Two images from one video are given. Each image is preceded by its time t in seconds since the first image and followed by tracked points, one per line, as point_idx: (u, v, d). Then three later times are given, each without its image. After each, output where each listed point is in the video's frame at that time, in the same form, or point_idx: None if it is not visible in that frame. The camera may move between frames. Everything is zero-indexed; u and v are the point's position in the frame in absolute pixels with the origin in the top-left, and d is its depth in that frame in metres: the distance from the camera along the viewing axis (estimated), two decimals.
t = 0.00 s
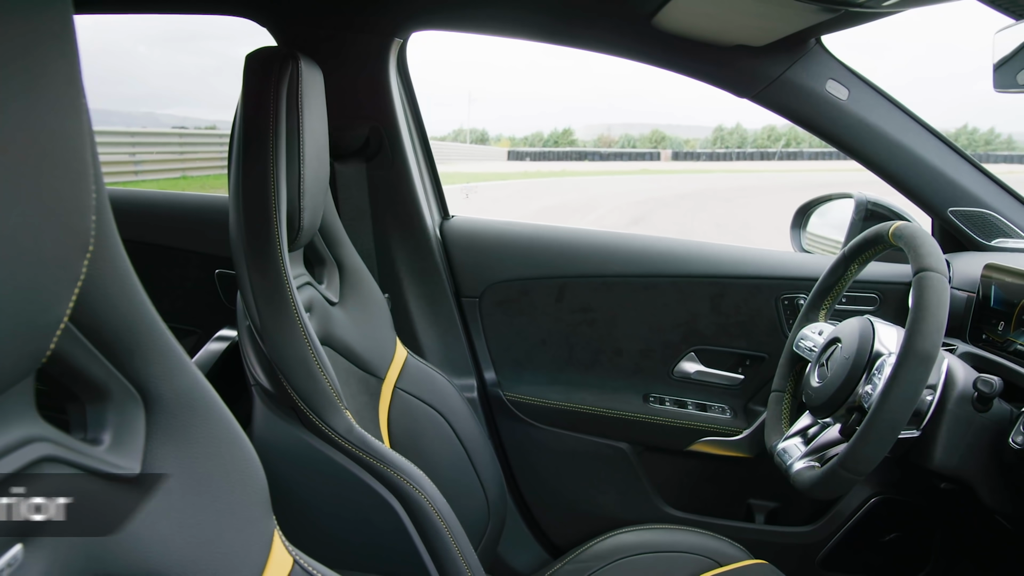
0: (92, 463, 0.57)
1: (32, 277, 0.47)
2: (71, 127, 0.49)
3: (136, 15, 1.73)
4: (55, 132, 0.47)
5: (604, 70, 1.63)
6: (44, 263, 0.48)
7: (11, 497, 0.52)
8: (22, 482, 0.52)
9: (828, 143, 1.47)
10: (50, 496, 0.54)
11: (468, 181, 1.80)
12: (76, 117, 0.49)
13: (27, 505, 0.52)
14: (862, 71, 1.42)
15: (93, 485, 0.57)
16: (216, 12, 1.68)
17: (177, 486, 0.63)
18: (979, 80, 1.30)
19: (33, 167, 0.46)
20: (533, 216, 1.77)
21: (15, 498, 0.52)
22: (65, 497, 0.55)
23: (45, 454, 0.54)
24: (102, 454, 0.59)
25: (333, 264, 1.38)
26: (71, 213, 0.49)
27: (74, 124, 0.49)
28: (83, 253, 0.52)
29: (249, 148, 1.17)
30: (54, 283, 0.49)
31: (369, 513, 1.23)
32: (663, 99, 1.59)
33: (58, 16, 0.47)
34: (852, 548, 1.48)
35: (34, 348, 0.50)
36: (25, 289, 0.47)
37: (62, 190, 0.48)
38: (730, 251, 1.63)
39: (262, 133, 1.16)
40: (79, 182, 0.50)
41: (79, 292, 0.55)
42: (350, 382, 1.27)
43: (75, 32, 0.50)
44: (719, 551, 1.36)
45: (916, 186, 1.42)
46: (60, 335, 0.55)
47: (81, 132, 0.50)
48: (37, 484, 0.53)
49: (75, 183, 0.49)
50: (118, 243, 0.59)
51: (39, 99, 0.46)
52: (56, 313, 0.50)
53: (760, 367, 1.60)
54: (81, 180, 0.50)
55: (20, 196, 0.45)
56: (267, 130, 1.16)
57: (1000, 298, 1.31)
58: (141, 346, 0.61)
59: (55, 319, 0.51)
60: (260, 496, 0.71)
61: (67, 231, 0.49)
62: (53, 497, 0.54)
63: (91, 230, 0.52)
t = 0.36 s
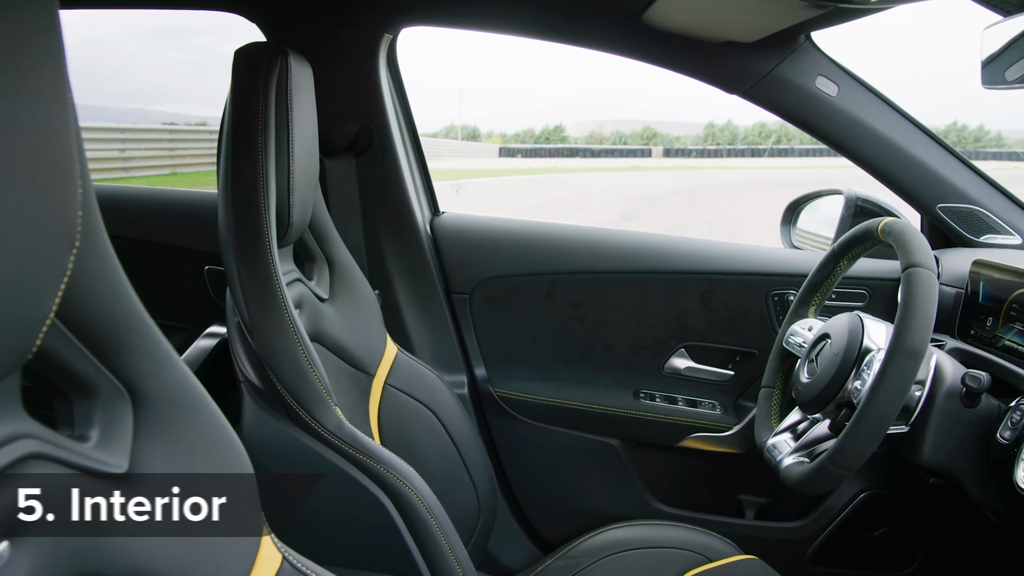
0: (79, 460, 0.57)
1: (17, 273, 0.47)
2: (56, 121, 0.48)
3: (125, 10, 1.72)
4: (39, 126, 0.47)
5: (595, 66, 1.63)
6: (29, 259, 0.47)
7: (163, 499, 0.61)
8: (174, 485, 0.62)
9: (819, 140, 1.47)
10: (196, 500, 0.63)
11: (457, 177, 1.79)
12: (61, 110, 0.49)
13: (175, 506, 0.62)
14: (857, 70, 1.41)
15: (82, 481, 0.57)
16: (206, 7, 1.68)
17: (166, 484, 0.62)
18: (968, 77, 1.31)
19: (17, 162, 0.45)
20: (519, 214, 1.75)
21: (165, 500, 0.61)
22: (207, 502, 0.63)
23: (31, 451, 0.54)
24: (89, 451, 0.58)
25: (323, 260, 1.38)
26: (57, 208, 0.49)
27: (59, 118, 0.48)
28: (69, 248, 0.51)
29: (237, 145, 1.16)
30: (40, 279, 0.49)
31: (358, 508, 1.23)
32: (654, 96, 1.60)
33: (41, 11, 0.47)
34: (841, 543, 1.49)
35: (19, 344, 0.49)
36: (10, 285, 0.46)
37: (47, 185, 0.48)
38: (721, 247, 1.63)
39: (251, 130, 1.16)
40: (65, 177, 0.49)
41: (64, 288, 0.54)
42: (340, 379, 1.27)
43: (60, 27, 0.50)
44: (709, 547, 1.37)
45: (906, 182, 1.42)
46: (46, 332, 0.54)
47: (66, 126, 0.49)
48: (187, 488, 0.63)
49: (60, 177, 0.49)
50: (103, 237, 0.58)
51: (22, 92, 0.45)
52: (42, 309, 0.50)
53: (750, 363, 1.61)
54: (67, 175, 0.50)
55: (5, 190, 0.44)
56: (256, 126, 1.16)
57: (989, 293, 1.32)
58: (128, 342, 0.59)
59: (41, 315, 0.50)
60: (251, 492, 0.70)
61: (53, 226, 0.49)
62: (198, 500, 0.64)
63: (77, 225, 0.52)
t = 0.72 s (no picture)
0: (67, 457, 0.56)
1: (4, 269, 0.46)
2: (43, 116, 0.48)
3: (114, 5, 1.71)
4: (26, 122, 0.46)
5: (588, 64, 1.60)
6: (15, 255, 0.47)
7: (172, 499, 0.63)
8: (182, 485, 0.63)
9: (809, 138, 1.47)
10: (204, 500, 0.65)
11: (448, 174, 1.80)
12: (48, 106, 0.48)
13: (185, 506, 0.63)
14: (847, 69, 1.41)
15: (69, 479, 0.56)
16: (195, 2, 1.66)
17: (154, 483, 0.61)
18: (958, 75, 1.32)
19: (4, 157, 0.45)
20: (517, 209, 1.77)
21: (175, 499, 0.63)
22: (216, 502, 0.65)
23: (18, 448, 0.53)
24: (76, 449, 0.57)
25: (313, 257, 1.37)
26: (43, 204, 0.48)
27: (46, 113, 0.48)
28: (56, 245, 0.51)
29: (227, 141, 1.16)
30: (26, 275, 0.48)
31: (349, 505, 1.23)
32: (646, 94, 1.60)
33: (27, 7, 0.47)
34: (831, 539, 1.49)
35: (4, 340, 0.49)
36: None
37: (34, 181, 0.47)
38: (712, 244, 1.64)
39: (240, 126, 1.15)
40: (52, 172, 0.49)
41: (51, 284, 0.53)
42: (330, 376, 1.26)
43: (46, 22, 0.49)
44: (700, 544, 1.37)
45: (896, 179, 1.43)
46: (33, 328, 0.53)
47: (53, 121, 0.49)
48: (195, 488, 0.64)
49: (47, 173, 0.49)
50: (91, 233, 0.58)
51: (8, 87, 0.45)
52: (28, 305, 0.49)
53: (741, 359, 1.61)
54: (54, 170, 0.49)
55: None
56: (246, 123, 1.15)
57: (977, 289, 1.33)
58: (116, 338, 0.59)
59: (28, 312, 0.50)
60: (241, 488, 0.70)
61: (39, 222, 0.48)
62: (207, 500, 0.65)
63: (64, 222, 0.51)
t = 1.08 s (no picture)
0: (53, 454, 0.55)
1: None
2: (25, 109, 0.47)
3: None
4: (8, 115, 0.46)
5: (577, 59, 1.60)
6: None
7: (172, 500, 0.63)
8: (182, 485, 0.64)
9: (799, 134, 1.48)
10: (203, 500, 0.66)
11: (437, 170, 1.80)
12: (31, 100, 0.48)
13: (185, 506, 0.64)
14: (833, 63, 1.42)
15: (64, 479, 0.56)
16: None
17: (142, 481, 0.61)
18: (945, 73, 1.32)
19: None
20: (507, 204, 1.77)
21: (175, 500, 0.63)
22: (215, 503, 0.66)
23: (7, 446, 0.52)
24: (62, 445, 0.56)
25: (301, 253, 1.37)
26: (24, 198, 0.48)
27: (28, 107, 0.47)
28: (38, 240, 0.50)
29: (213, 136, 1.15)
30: (8, 271, 0.47)
31: (338, 501, 1.23)
32: (635, 91, 1.60)
33: None
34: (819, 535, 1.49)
35: None
36: None
37: (15, 174, 0.47)
38: (701, 240, 1.64)
39: (227, 121, 1.15)
40: (34, 167, 0.48)
41: (35, 279, 0.52)
42: (319, 372, 1.26)
43: (29, 16, 0.49)
44: (689, 539, 1.38)
45: (883, 176, 1.44)
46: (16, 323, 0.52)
47: (35, 115, 0.48)
48: (195, 488, 0.65)
49: (28, 167, 0.48)
50: (75, 228, 0.56)
51: None
52: (11, 300, 0.48)
53: (729, 355, 1.61)
54: (36, 165, 0.48)
55: None
56: (233, 118, 1.14)
57: (964, 285, 1.35)
58: (102, 332, 0.58)
59: (10, 306, 0.48)
60: (228, 486, 0.69)
61: (19, 217, 0.47)
62: (207, 501, 0.66)
63: (48, 217, 0.50)
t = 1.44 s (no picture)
0: (36, 451, 0.55)
1: None
2: (6, 106, 0.47)
3: None
4: None
5: (567, 56, 1.60)
6: None
7: (172, 499, 0.64)
8: (183, 485, 0.65)
9: (788, 131, 1.47)
10: (203, 500, 0.67)
11: (424, 166, 1.78)
12: (12, 95, 0.48)
13: (185, 505, 0.66)
14: (819, 59, 1.42)
15: (62, 480, 0.56)
16: None
17: (125, 482, 0.61)
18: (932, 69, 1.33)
19: None
20: (495, 201, 1.74)
21: (175, 500, 0.64)
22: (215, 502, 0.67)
23: None
24: (46, 442, 0.56)
25: (288, 249, 1.36)
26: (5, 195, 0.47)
27: (8, 102, 0.47)
28: (21, 236, 0.49)
29: (199, 132, 1.15)
30: None
31: (326, 499, 1.22)
32: (625, 87, 1.60)
33: None
34: (807, 529, 1.50)
35: None
36: None
37: None
38: (690, 235, 1.64)
39: (213, 117, 1.14)
40: (15, 162, 0.48)
41: (17, 274, 0.52)
42: (306, 368, 1.26)
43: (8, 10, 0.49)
44: (676, 534, 1.39)
45: (872, 173, 1.44)
46: None
47: (16, 111, 0.48)
48: (195, 488, 0.66)
49: (9, 163, 0.47)
50: (58, 224, 0.56)
51: None
52: None
53: (717, 350, 1.62)
54: (18, 160, 0.48)
55: None
56: (219, 114, 1.14)
57: (950, 281, 1.37)
58: (93, 328, 0.58)
59: None
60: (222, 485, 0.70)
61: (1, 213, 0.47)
62: (206, 501, 0.67)
63: (30, 213, 0.50)
